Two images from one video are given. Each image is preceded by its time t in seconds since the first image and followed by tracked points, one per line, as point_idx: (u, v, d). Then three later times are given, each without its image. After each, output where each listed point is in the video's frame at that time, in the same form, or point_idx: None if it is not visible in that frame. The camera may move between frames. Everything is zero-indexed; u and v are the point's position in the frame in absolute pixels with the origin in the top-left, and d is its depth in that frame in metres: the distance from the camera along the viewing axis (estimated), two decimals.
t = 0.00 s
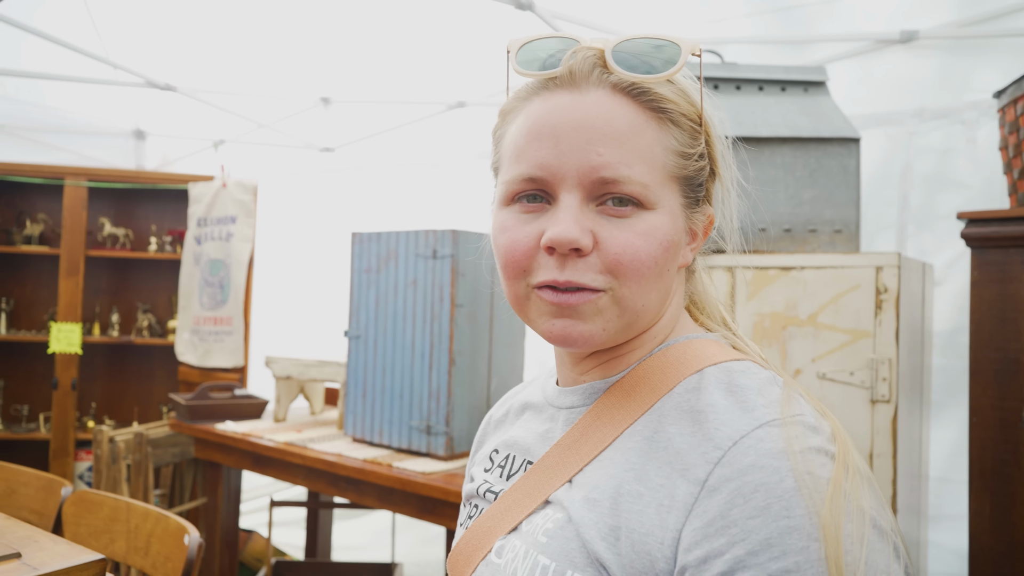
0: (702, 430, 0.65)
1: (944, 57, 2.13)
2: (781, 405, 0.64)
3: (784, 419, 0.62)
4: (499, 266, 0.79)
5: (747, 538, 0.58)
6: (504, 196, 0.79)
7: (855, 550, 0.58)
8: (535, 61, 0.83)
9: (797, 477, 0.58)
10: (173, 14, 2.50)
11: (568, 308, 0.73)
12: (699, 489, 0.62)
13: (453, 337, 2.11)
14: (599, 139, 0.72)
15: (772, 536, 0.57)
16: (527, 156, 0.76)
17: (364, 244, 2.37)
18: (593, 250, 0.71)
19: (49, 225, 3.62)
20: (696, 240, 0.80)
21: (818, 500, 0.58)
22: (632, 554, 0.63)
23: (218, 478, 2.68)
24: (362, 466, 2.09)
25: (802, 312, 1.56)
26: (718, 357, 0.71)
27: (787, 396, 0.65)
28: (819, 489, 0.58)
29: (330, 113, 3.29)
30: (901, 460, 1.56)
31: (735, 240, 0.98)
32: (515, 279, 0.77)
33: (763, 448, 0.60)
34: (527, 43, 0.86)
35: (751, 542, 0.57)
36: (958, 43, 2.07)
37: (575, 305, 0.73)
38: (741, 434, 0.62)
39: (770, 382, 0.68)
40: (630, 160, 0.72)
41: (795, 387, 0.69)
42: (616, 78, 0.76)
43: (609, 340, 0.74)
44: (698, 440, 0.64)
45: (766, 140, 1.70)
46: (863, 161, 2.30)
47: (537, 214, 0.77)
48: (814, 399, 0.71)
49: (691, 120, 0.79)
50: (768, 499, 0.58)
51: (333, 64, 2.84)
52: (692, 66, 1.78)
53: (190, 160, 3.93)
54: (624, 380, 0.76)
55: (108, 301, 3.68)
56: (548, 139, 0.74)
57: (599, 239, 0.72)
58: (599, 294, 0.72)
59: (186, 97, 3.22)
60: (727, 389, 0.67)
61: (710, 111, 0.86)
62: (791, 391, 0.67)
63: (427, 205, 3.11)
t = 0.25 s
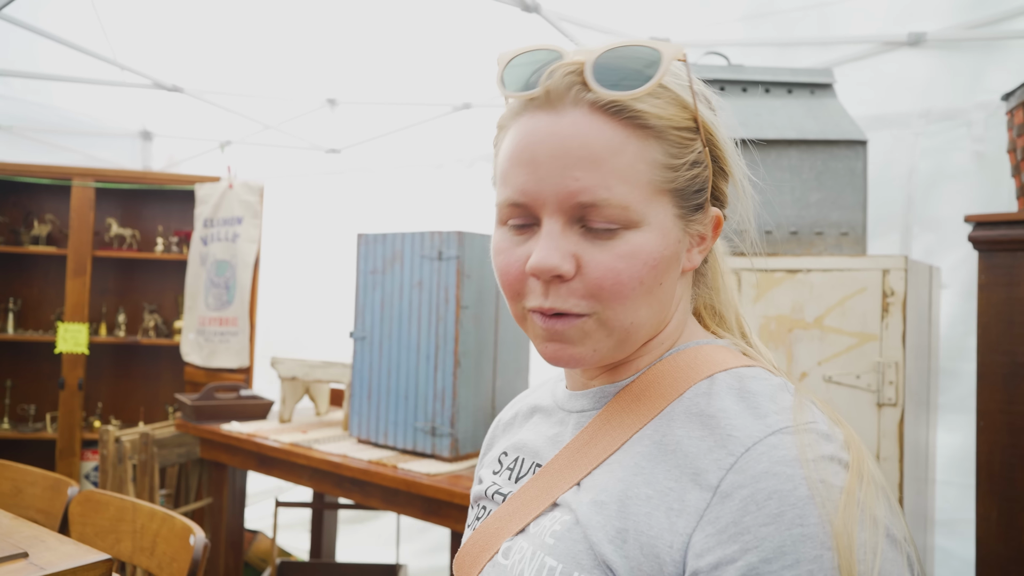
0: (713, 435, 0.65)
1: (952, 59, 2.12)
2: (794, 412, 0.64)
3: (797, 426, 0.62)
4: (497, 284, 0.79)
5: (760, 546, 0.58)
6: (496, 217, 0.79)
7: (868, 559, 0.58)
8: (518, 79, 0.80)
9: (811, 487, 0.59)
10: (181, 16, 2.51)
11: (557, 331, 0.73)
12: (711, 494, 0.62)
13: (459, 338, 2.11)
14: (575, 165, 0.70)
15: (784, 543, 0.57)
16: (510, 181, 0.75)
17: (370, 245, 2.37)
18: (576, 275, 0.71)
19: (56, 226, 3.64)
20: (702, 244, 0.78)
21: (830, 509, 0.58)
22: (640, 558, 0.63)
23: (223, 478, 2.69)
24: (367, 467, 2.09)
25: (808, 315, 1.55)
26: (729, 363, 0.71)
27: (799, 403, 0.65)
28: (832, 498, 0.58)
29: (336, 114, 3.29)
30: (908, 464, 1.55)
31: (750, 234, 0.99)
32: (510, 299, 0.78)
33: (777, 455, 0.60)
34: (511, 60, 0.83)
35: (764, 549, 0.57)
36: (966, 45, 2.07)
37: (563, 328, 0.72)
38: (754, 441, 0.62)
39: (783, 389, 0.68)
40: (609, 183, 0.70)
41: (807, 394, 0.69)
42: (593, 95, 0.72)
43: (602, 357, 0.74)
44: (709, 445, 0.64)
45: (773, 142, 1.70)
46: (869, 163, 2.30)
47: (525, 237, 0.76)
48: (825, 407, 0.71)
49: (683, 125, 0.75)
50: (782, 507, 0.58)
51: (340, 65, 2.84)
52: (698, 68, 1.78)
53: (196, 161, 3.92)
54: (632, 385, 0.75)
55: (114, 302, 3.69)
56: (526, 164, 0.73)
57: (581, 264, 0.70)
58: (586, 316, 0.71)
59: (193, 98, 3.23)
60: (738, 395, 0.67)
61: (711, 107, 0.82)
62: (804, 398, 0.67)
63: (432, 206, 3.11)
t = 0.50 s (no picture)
0: (726, 438, 0.64)
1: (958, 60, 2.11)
2: (808, 416, 0.64)
3: (812, 430, 0.62)
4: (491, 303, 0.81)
5: (774, 550, 0.58)
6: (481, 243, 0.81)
7: (884, 564, 0.57)
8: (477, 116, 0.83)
9: (825, 492, 0.58)
10: (186, 17, 2.52)
11: (541, 352, 0.74)
12: (724, 498, 0.62)
13: (462, 339, 2.11)
14: (521, 202, 0.69)
15: (799, 548, 0.57)
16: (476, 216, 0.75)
17: (373, 246, 2.37)
18: (546, 303, 0.71)
19: (62, 226, 3.65)
20: (693, 244, 0.75)
21: (845, 513, 0.58)
22: (652, 561, 0.63)
23: (227, 479, 2.69)
24: (371, 467, 2.09)
25: (813, 317, 1.55)
26: (741, 367, 0.71)
27: (813, 407, 0.65)
28: (847, 503, 0.58)
29: (341, 115, 3.30)
30: (913, 465, 1.55)
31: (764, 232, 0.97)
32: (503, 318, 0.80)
33: (791, 459, 0.60)
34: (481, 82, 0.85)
35: (778, 554, 0.58)
36: (971, 45, 2.06)
37: (545, 349, 0.74)
38: (768, 445, 0.62)
39: (795, 392, 0.67)
40: (554, 217, 0.68)
41: (820, 398, 0.68)
42: (530, 131, 0.70)
43: (588, 372, 0.74)
44: (722, 449, 0.64)
45: (777, 143, 1.69)
46: (874, 164, 2.29)
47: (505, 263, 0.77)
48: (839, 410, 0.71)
49: (633, 135, 0.71)
50: (797, 512, 0.58)
51: (344, 66, 2.85)
52: (702, 69, 1.77)
53: (201, 162, 3.91)
54: (641, 388, 0.75)
55: (119, 302, 3.70)
56: (482, 202, 0.73)
57: (548, 292, 0.71)
58: (564, 337, 0.72)
59: (198, 99, 3.24)
60: (750, 399, 0.67)
61: (677, 101, 0.76)
62: (817, 402, 0.67)
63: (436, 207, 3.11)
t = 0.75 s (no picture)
0: (727, 435, 0.64)
1: (960, 59, 2.11)
2: (809, 413, 0.63)
3: (813, 427, 0.62)
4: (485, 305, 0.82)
5: (776, 547, 0.58)
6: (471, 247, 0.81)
7: (885, 562, 0.57)
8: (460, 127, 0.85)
9: (827, 489, 0.58)
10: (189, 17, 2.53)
11: (533, 356, 0.75)
12: (725, 496, 0.61)
13: (464, 339, 2.11)
14: (500, 211, 0.69)
15: (800, 546, 0.57)
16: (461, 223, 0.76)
17: (375, 246, 2.37)
18: (533, 308, 0.72)
19: (64, 226, 3.66)
20: (683, 242, 0.74)
21: (846, 511, 0.58)
22: (653, 559, 0.63)
23: (229, 479, 2.69)
24: (372, 467, 2.09)
25: (815, 317, 1.55)
26: (742, 364, 0.70)
27: (814, 404, 0.65)
28: (848, 500, 0.58)
29: (343, 115, 3.30)
30: (915, 465, 1.54)
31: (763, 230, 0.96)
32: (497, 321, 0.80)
33: (792, 456, 0.60)
34: (466, 90, 0.85)
35: (779, 552, 0.58)
36: (974, 45, 2.06)
37: (537, 352, 0.74)
38: (769, 442, 0.61)
39: (797, 389, 0.67)
40: (534, 225, 0.68)
41: (821, 395, 0.68)
42: (504, 140, 0.70)
43: (579, 374, 0.74)
44: (723, 447, 0.64)
45: (779, 142, 1.69)
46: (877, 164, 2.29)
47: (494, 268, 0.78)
48: (841, 407, 0.70)
49: (611, 138, 0.71)
50: (797, 510, 0.58)
51: (346, 66, 2.85)
52: (704, 68, 1.77)
53: (204, 162, 3.85)
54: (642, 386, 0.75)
55: (122, 302, 3.70)
56: (464, 211, 0.73)
57: (534, 298, 0.71)
58: (554, 341, 0.73)
59: (200, 99, 3.24)
60: (752, 396, 0.67)
61: (655, 101, 0.76)
62: (818, 399, 0.67)
63: (437, 207, 3.11)
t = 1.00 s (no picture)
0: (714, 428, 0.64)
1: (959, 58, 2.11)
2: (797, 408, 0.63)
3: (800, 421, 0.62)
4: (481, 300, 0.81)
5: (759, 540, 0.57)
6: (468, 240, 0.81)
7: (869, 557, 0.56)
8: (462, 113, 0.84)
9: (811, 482, 0.58)
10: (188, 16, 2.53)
11: (527, 352, 0.74)
12: (710, 488, 0.61)
13: (463, 339, 2.11)
14: (501, 198, 0.69)
15: (784, 539, 0.57)
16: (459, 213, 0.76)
17: (374, 246, 2.37)
18: (528, 299, 0.71)
19: (64, 226, 3.66)
20: (679, 240, 0.74)
21: (831, 505, 0.57)
22: (638, 552, 0.63)
23: (228, 478, 2.69)
24: (371, 467, 2.09)
25: (814, 316, 1.54)
26: (732, 358, 0.70)
27: (804, 399, 0.64)
28: (833, 494, 0.58)
29: (343, 115, 3.30)
30: (915, 465, 1.54)
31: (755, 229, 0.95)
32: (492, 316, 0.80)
33: (778, 449, 0.60)
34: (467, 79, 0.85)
35: (762, 544, 0.57)
36: (974, 44, 2.06)
37: (531, 347, 0.74)
38: (755, 435, 0.61)
39: (787, 384, 0.67)
40: (534, 213, 0.68)
41: (812, 391, 0.68)
42: (509, 128, 0.70)
43: (574, 369, 0.74)
44: (709, 439, 0.63)
45: (778, 142, 1.68)
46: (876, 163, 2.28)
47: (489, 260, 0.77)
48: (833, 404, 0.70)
49: (614, 131, 0.71)
50: (781, 502, 0.57)
51: (346, 66, 2.84)
52: (703, 67, 1.77)
53: (203, 162, 3.85)
54: (633, 379, 0.74)
55: (121, 302, 3.70)
56: (464, 199, 0.73)
57: (530, 289, 0.71)
58: (549, 336, 0.72)
59: (200, 99, 3.24)
60: (741, 389, 0.66)
61: (660, 96, 0.76)
62: (808, 394, 0.66)
63: (437, 206, 3.11)
